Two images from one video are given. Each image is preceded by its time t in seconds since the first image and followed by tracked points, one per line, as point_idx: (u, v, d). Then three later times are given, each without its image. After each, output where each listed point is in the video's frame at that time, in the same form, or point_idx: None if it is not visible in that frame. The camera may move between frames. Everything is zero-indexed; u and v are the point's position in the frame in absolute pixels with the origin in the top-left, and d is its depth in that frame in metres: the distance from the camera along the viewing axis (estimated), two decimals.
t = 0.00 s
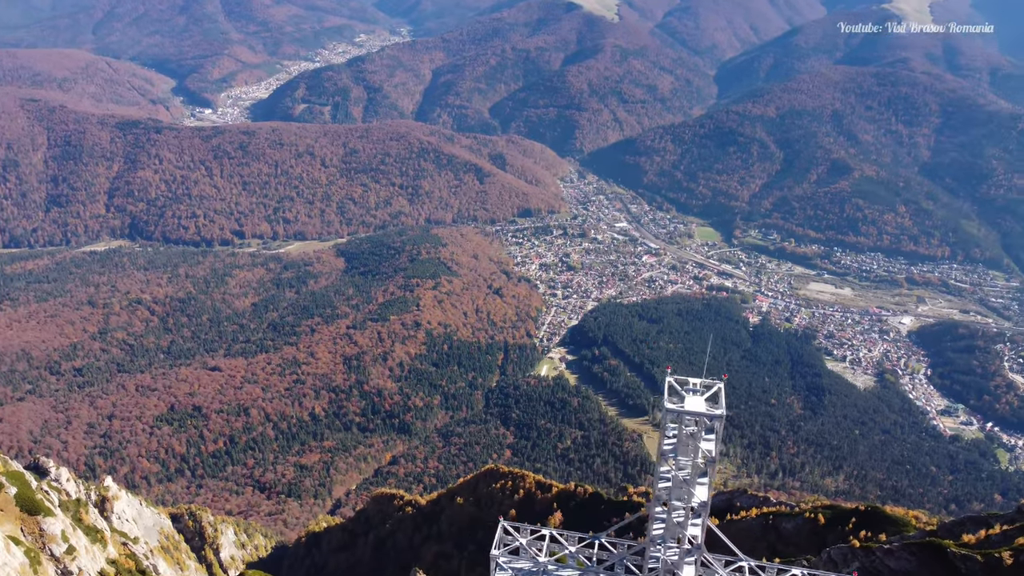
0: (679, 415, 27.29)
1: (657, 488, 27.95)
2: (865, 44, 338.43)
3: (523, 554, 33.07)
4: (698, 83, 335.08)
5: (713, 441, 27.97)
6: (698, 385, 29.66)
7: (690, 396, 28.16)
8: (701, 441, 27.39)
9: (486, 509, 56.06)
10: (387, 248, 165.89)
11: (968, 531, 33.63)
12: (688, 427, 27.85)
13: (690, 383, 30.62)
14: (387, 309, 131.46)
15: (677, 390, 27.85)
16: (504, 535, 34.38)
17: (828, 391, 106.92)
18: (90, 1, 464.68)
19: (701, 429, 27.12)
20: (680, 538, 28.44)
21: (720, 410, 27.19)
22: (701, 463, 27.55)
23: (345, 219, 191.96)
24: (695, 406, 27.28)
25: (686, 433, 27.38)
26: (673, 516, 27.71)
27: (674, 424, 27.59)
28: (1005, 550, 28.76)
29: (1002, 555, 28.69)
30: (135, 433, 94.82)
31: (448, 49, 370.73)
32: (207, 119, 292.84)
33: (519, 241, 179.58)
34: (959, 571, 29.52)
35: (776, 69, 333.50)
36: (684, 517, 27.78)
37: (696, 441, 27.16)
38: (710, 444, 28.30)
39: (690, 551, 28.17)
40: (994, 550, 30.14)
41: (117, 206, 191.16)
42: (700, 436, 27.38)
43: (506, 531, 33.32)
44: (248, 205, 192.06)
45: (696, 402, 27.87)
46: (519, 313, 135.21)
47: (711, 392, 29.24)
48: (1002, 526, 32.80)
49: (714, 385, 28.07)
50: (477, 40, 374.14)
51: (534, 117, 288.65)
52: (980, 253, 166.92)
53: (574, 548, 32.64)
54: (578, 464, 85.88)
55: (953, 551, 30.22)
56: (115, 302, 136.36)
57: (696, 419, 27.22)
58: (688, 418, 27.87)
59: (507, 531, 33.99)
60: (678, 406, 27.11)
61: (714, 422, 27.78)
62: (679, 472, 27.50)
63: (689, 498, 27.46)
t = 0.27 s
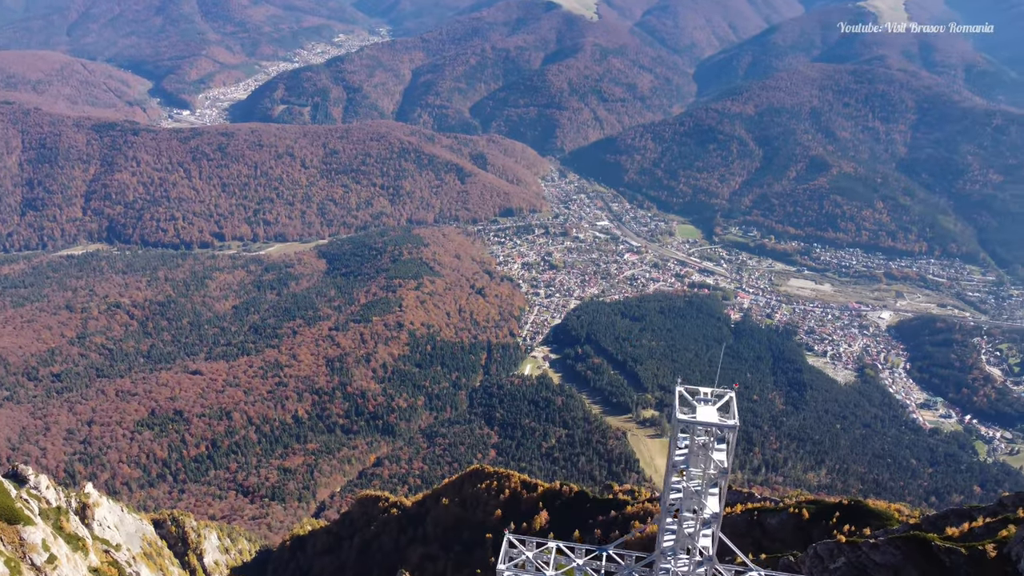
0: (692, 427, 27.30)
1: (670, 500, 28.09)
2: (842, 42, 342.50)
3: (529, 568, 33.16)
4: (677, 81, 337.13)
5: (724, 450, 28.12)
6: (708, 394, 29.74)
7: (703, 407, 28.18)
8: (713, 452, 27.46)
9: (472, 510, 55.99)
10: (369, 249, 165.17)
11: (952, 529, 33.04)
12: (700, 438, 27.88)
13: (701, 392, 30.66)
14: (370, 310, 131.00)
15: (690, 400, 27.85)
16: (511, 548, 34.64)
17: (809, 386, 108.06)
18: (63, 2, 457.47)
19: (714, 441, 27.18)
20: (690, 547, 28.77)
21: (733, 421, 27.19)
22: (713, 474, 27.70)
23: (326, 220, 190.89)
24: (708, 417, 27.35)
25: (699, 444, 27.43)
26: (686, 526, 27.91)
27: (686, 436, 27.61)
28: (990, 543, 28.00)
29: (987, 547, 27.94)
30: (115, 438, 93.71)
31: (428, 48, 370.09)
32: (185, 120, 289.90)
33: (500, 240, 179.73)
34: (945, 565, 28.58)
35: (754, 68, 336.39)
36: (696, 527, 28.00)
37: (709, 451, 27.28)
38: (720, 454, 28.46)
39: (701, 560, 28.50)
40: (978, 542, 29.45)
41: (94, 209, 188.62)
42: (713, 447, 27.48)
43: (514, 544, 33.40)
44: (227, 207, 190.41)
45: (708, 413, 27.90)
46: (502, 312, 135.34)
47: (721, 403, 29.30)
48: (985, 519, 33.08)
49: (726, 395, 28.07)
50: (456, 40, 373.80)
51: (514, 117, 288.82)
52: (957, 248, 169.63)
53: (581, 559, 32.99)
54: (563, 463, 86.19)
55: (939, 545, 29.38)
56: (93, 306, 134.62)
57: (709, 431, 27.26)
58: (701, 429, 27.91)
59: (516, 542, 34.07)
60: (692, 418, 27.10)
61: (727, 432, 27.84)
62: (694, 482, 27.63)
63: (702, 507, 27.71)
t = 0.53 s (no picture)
0: (704, 437, 26.86)
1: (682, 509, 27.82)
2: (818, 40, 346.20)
3: None
4: (657, 79, 338.74)
5: (737, 459, 27.75)
6: (720, 402, 29.20)
7: (714, 417, 27.74)
8: (726, 462, 27.09)
9: (457, 510, 56.10)
10: (350, 250, 164.30)
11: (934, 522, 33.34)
12: (712, 448, 27.48)
13: (713, 399, 30.12)
14: (352, 311, 130.44)
15: (702, 412, 27.44)
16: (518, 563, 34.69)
17: (791, 382, 109.16)
18: (34, 2, 449.96)
19: (726, 452, 26.90)
20: (703, 558, 28.54)
21: (747, 430, 26.78)
22: (727, 485, 27.35)
23: (307, 221, 189.72)
24: (722, 426, 26.92)
25: (711, 454, 27.02)
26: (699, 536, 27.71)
27: (697, 447, 27.25)
28: (974, 537, 28.28)
29: (971, 540, 28.26)
30: (95, 444, 92.61)
31: (407, 48, 368.91)
32: (162, 122, 286.67)
33: (482, 240, 179.68)
34: (929, 558, 28.66)
35: (732, 66, 338.91)
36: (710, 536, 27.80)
37: (722, 462, 26.86)
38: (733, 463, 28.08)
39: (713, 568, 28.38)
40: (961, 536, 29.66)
41: (70, 213, 185.89)
42: (726, 458, 27.06)
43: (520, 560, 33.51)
44: (206, 209, 188.60)
45: (722, 422, 27.44)
46: (485, 311, 135.38)
47: (734, 411, 28.77)
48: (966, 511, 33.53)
49: (741, 404, 27.61)
50: (436, 39, 373.03)
51: (495, 116, 288.69)
52: (934, 242, 172.23)
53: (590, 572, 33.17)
54: (548, 461, 86.50)
55: (924, 538, 29.41)
56: (71, 311, 132.79)
57: (722, 442, 26.80)
58: (713, 439, 27.49)
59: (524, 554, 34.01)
60: (704, 429, 26.69)
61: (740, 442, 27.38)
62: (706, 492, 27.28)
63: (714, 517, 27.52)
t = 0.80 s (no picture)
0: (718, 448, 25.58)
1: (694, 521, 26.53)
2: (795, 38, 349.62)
3: None
4: (636, 78, 340.31)
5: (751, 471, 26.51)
6: (734, 414, 27.98)
7: (727, 427, 26.52)
8: (740, 474, 25.76)
9: (443, 511, 56.13)
10: (332, 251, 163.53)
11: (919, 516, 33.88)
12: (726, 458, 26.21)
13: (727, 411, 28.86)
14: (334, 313, 129.87)
15: (716, 420, 26.22)
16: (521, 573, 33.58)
17: (772, 377, 110.35)
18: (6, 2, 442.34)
19: (741, 463, 25.65)
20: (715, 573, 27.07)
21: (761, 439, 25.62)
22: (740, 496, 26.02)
23: (287, 222, 188.53)
24: (737, 436, 25.74)
25: (724, 465, 25.70)
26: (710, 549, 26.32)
27: (709, 457, 25.97)
28: (957, 530, 28.77)
29: (955, 533, 28.72)
30: (74, 450, 91.43)
31: (386, 47, 367.57)
32: (139, 123, 283.47)
33: (464, 239, 179.57)
34: (914, 552, 29.14)
35: (711, 64, 341.24)
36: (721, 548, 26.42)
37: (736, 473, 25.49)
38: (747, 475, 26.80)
39: None
40: (945, 529, 30.22)
41: (46, 216, 183.11)
42: (740, 469, 25.73)
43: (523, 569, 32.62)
44: (185, 211, 186.76)
45: (736, 431, 26.24)
46: (467, 311, 135.39)
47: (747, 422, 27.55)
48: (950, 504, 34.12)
49: (755, 414, 26.54)
50: (415, 39, 372.11)
51: (475, 115, 288.50)
52: (911, 237, 174.84)
53: None
54: (533, 460, 86.73)
55: (908, 532, 29.89)
56: (48, 315, 131.01)
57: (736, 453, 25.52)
58: (727, 450, 26.23)
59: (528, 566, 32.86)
60: (718, 438, 25.40)
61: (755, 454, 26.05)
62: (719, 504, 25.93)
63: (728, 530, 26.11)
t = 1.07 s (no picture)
0: (731, 461, 22.83)
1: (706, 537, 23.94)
2: (770, 36, 353.22)
3: None
4: (613, 76, 341.92)
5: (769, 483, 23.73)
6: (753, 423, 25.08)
7: (744, 436, 23.70)
8: (756, 489, 22.96)
9: (426, 514, 56.13)
10: (311, 252, 162.49)
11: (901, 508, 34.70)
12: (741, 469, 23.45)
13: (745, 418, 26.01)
14: (314, 315, 129.16)
15: (729, 430, 23.45)
16: None
17: (751, 373, 111.59)
18: None
19: (759, 476, 22.75)
20: None
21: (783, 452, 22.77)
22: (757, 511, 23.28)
23: (265, 224, 187.10)
24: (755, 448, 22.91)
25: (740, 477, 22.95)
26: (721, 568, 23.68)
27: (722, 469, 23.26)
28: (940, 523, 29.51)
29: (938, 526, 29.47)
30: (51, 458, 90.11)
31: (363, 47, 365.97)
32: (113, 126, 279.69)
33: (444, 239, 179.39)
34: (897, 544, 29.77)
35: (687, 62, 343.84)
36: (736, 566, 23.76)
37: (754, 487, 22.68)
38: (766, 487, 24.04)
39: None
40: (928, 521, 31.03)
41: (18, 221, 179.92)
42: (756, 482, 22.93)
43: None
44: (161, 214, 184.59)
45: (753, 443, 23.39)
46: (448, 311, 135.31)
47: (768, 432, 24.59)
48: (931, 496, 34.90)
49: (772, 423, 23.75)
50: (392, 38, 370.78)
51: (453, 115, 288.14)
52: (886, 232, 177.47)
53: None
54: (515, 460, 86.96)
55: (890, 525, 30.56)
56: (22, 321, 128.93)
57: (753, 465, 22.70)
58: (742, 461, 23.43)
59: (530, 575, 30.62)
60: (732, 451, 22.63)
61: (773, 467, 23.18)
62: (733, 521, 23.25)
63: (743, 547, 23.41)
